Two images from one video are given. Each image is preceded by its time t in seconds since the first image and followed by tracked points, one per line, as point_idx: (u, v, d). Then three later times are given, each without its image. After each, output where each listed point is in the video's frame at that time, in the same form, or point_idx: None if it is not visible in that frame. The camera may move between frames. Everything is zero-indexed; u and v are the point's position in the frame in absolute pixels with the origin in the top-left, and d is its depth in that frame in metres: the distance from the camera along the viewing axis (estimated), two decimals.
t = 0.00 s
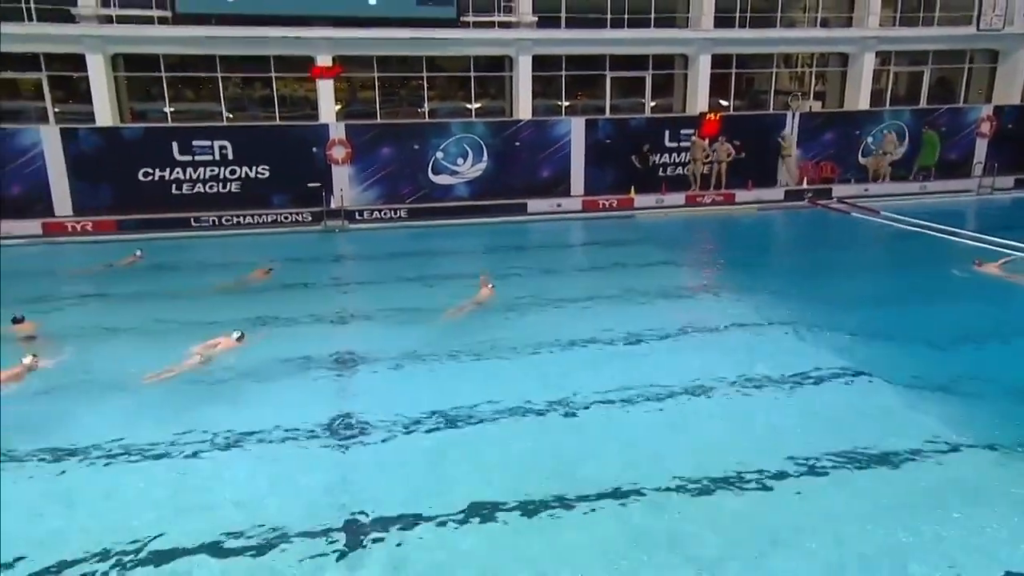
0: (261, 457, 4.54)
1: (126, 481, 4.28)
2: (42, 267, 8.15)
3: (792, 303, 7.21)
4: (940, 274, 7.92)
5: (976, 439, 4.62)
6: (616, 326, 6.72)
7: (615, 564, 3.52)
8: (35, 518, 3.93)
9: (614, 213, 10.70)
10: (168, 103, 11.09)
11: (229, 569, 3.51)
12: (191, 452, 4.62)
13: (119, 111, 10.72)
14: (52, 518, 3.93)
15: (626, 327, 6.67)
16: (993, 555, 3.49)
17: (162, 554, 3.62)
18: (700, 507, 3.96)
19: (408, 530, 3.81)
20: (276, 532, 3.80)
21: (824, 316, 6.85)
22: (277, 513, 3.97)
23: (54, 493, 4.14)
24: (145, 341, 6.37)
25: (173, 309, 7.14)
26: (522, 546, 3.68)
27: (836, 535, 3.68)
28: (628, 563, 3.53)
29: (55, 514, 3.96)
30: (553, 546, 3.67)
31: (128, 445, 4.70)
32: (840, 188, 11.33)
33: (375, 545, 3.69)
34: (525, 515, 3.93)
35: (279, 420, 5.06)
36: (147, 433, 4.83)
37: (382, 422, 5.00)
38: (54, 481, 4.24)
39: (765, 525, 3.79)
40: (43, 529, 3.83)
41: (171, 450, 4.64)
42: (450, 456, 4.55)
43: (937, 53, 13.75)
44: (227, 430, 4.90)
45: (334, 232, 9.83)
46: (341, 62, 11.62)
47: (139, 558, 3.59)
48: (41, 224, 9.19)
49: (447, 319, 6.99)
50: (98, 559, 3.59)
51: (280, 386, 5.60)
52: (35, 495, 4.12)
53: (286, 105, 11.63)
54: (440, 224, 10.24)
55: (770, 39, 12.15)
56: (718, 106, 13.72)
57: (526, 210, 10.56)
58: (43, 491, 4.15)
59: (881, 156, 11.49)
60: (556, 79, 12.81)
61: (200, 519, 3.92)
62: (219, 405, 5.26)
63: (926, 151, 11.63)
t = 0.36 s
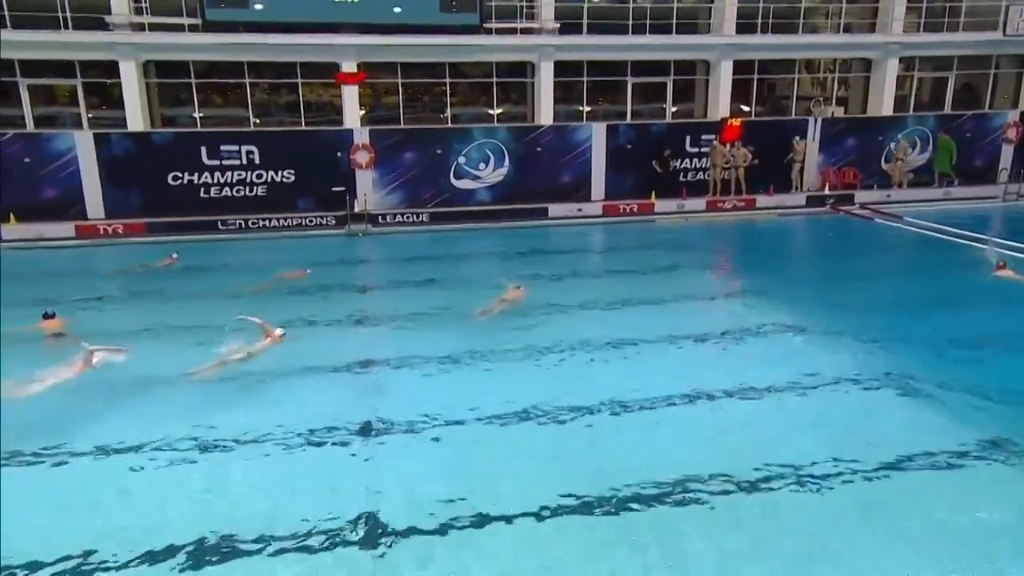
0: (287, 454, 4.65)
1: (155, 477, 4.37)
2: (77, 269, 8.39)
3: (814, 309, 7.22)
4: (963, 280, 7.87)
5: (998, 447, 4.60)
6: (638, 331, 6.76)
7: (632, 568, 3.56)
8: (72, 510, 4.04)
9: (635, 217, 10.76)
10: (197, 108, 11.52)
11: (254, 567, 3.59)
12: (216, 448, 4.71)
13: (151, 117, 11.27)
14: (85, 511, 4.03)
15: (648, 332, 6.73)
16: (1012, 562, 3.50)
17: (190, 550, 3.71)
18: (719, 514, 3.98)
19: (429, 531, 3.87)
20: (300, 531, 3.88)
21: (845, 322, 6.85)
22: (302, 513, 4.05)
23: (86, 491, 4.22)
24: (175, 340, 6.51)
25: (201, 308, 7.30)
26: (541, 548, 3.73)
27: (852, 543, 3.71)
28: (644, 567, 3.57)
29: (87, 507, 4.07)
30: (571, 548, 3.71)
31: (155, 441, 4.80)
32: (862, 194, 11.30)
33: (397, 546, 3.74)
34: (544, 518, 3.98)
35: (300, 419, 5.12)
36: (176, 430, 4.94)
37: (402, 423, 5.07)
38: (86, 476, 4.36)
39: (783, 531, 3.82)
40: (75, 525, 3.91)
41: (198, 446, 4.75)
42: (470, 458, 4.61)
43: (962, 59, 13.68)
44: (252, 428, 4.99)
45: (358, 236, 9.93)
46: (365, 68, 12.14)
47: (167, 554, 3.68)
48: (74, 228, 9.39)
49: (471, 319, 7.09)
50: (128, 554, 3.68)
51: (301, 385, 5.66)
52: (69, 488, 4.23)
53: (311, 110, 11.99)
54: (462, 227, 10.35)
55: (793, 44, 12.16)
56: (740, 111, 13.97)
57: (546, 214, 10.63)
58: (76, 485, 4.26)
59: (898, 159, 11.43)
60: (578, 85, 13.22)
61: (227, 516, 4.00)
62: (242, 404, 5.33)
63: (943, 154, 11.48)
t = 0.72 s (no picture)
0: (306, 455, 4.72)
1: (179, 476, 4.46)
2: (103, 271, 8.59)
3: (831, 315, 7.22)
4: (983, 287, 7.83)
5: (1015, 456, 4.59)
6: (655, 336, 6.80)
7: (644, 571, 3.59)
8: (100, 505, 4.15)
9: (653, 223, 10.75)
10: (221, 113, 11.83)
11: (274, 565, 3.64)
12: (238, 448, 4.80)
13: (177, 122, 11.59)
14: (111, 507, 4.13)
15: (665, 337, 6.77)
16: None
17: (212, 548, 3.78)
18: (737, 519, 4.00)
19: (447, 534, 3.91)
20: (319, 531, 3.93)
21: (862, 328, 6.86)
22: (321, 513, 4.10)
23: (112, 488, 4.32)
24: (200, 339, 6.66)
25: (225, 309, 7.46)
26: (557, 551, 3.76)
27: (865, 546, 3.73)
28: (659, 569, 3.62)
29: (114, 503, 4.17)
30: (587, 550, 3.76)
31: (177, 441, 4.89)
32: (881, 200, 11.27)
33: (415, 547, 3.79)
34: (558, 522, 4.01)
35: (318, 421, 5.18)
36: (200, 430, 5.04)
37: (418, 425, 5.13)
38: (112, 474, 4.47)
39: (798, 536, 3.84)
40: (102, 520, 4.01)
41: (219, 446, 4.84)
42: (486, 461, 4.65)
43: (984, 65, 13.76)
44: (272, 428, 5.07)
45: (377, 240, 10.03)
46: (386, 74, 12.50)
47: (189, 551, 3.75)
48: (102, 230, 9.58)
49: (489, 322, 7.18)
50: (152, 550, 3.75)
51: (319, 387, 5.74)
52: (96, 487, 4.33)
53: (333, 116, 12.33)
54: (480, 231, 10.44)
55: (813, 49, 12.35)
56: (758, 117, 14.09)
57: (563, 219, 10.69)
58: (102, 483, 4.36)
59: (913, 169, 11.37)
60: (596, 91, 13.47)
61: (248, 515, 4.07)
62: (263, 406, 5.42)
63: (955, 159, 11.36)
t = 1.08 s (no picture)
0: (321, 456, 4.78)
1: (197, 476, 4.54)
2: (124, 273, 8.77)
3: (844, 320, 7.24)
4: (998, 294, 7.80)
5: None
6: (668, 340, 6.85)
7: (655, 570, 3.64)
8: (121, 502, 4.25)
9: (666, 227, 10.90)
10: (242, 119, 12.32)
11: (289, 564, 3.70)
12: (255, 449, 4.87)
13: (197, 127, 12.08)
14: (132, 504, 4.23)
15: (678, 342, 6.81)
16: None
17: (229, 547, 3.84)
18: (747, 521, 4.03)
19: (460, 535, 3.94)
20: (334, 530, 3.99)
21: (876, 334, 6.87)
22: (335, 514, 4.15)
23: (133, 486, 4.42)
24: (221, 340, 6.83)
25: (244, 310, 7.62)
26: (569, 550, 3.80)
27: (874, 550, 3.76)
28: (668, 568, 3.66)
29: (134, 501, 4.25)
30: (597, 550, 3.79)
31: (195, 441, 4.98)
32: (896, 206, 11.26)
33: (428, 547, 3.83)
34: (569, 523, 4.04)
35: (334, 422, 5.26)
36: (220, 430, 5.14)
37: (432, 427, 5.18)
38: (133, 473, 4.57)
39: (808, 539, 3.86)
40: (123, 516, 4.10)
41: (236, 446, 4.92)
42: (498, 463, 4.69)
43: (1002, 71, 13.77)
44: (288, 429, 5.15)
45: (394, 243, 10.23)
46: (403, 81, 12.83)
47: (207, 549, 3.83)
48: (125, 233, 9.83)
49: (505, 325, 7.28)
50: (170, 548, 3.82)
51: (335, 389, 5.83)
52: (119, 485, 4.43)
53: (350, 121, 12.84)
54: (494, 236, 10.55)
55: (831, 56, 12.36)
56: (771, 123, 14.25)
57: (577, 224, 10.78)
58: (123, 482, 4.46)
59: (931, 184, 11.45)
60: (610, 97, 13.68)
61: (266, 514, 4.14)
62: (280, 407, 5.51)
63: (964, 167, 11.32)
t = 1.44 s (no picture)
0: (336, 456, 4.87)
1: (218, 476, 4.63)
2: (145, 275, 8.94)
3: (858, 325, 7.26)
4: (1014, 300, 7.77)
5: None
6: (680, 344, 6.90)
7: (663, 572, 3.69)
8: (143, 501, 4.34)
9: (681, 232, 10.87)
10: (261, 124, 12.69)
11: (306, 565, 3.76)
12: (272, 450, 4.96)
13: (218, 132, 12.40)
14: (153, 503, 4.32)
15: (690, 346, 6.85)
16: None
17: (246, 549, 3.90)
18: (758, 525, 4.07)
19: (474, 539, 3.99)
20: (348, 533, 4.04)
21: (890, 339, 6.88)
22: (350, 516, 4.20)
23: (155, 486, 4.51)
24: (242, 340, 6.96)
25: (263, 312, 7.75)
26: (583, 555, 3.85)
27: (884, 555, 3.78)
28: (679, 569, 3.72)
29: (154, 500, 4.35)
30: (606, 552, 3.85)
31: (214, 442, 5.07)
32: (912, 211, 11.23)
33: (443, 552, 3.87)
34: (581, 526, 4.09)
35: (349, 423, 5.36)
36: (238, 430, 5.25)
37: (444, 431, 5.24)
38: (156, 472, 4.67)
39: (819, 544, 3.89)
40: (145, 515, 4.19)
41: (255, 447, 5.01)
42: (510, 465, 4.76)
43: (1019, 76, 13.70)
44: (303, 432, 5.22)
45: (409, 246, 10.26)
46: (419, 86, 13.07)
47: (226, 548, 3.90)
48: (147, 236, 9.99)
49: (519, 327, 7.37)
50: (191, 548, 3.90)
51: (351, 392, 5.91)
52: (140, 484, 4.53)
53: (367, 126, 13.07)
54: (509, 239, 10.63)
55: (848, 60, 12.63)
56: (787, 127, 14.31)
57: (591, 228, 10.85)
58: (146, 481, 4.56)
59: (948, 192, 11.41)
60: (625, 101, 13.76)
61: (282, 513, 4.24)
62: (297, 408, 5.61)
63: (972, 172, 11.27)
